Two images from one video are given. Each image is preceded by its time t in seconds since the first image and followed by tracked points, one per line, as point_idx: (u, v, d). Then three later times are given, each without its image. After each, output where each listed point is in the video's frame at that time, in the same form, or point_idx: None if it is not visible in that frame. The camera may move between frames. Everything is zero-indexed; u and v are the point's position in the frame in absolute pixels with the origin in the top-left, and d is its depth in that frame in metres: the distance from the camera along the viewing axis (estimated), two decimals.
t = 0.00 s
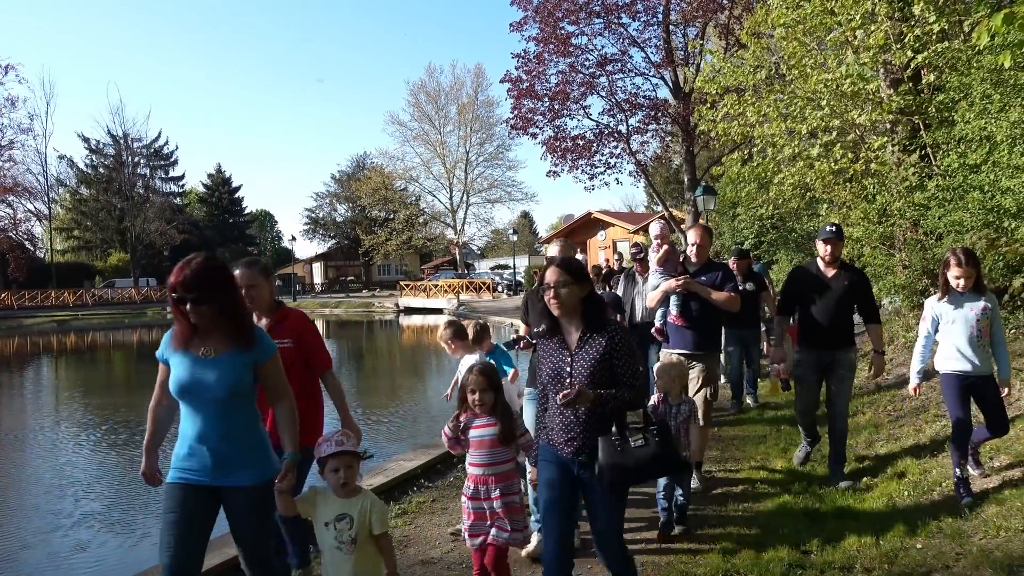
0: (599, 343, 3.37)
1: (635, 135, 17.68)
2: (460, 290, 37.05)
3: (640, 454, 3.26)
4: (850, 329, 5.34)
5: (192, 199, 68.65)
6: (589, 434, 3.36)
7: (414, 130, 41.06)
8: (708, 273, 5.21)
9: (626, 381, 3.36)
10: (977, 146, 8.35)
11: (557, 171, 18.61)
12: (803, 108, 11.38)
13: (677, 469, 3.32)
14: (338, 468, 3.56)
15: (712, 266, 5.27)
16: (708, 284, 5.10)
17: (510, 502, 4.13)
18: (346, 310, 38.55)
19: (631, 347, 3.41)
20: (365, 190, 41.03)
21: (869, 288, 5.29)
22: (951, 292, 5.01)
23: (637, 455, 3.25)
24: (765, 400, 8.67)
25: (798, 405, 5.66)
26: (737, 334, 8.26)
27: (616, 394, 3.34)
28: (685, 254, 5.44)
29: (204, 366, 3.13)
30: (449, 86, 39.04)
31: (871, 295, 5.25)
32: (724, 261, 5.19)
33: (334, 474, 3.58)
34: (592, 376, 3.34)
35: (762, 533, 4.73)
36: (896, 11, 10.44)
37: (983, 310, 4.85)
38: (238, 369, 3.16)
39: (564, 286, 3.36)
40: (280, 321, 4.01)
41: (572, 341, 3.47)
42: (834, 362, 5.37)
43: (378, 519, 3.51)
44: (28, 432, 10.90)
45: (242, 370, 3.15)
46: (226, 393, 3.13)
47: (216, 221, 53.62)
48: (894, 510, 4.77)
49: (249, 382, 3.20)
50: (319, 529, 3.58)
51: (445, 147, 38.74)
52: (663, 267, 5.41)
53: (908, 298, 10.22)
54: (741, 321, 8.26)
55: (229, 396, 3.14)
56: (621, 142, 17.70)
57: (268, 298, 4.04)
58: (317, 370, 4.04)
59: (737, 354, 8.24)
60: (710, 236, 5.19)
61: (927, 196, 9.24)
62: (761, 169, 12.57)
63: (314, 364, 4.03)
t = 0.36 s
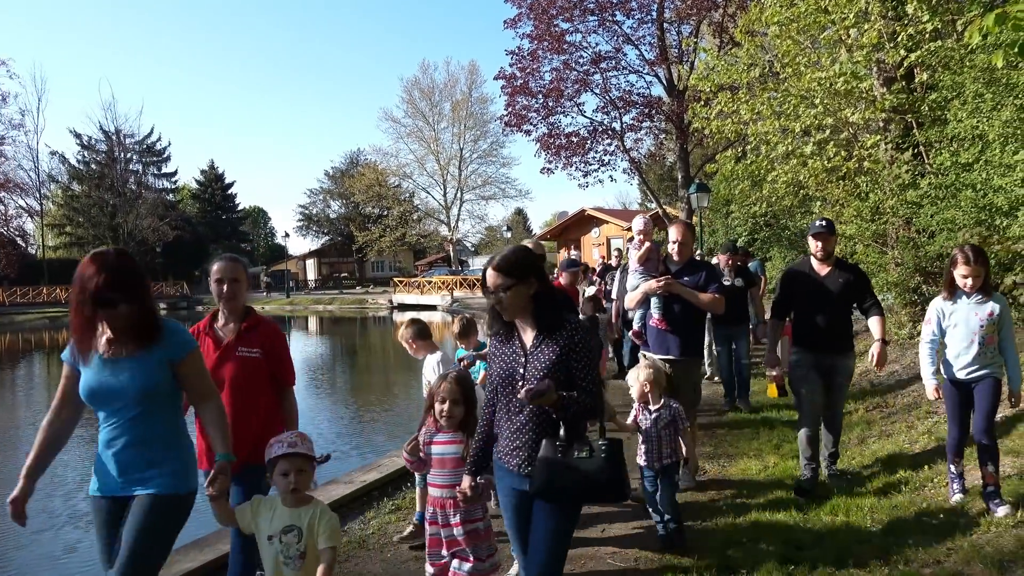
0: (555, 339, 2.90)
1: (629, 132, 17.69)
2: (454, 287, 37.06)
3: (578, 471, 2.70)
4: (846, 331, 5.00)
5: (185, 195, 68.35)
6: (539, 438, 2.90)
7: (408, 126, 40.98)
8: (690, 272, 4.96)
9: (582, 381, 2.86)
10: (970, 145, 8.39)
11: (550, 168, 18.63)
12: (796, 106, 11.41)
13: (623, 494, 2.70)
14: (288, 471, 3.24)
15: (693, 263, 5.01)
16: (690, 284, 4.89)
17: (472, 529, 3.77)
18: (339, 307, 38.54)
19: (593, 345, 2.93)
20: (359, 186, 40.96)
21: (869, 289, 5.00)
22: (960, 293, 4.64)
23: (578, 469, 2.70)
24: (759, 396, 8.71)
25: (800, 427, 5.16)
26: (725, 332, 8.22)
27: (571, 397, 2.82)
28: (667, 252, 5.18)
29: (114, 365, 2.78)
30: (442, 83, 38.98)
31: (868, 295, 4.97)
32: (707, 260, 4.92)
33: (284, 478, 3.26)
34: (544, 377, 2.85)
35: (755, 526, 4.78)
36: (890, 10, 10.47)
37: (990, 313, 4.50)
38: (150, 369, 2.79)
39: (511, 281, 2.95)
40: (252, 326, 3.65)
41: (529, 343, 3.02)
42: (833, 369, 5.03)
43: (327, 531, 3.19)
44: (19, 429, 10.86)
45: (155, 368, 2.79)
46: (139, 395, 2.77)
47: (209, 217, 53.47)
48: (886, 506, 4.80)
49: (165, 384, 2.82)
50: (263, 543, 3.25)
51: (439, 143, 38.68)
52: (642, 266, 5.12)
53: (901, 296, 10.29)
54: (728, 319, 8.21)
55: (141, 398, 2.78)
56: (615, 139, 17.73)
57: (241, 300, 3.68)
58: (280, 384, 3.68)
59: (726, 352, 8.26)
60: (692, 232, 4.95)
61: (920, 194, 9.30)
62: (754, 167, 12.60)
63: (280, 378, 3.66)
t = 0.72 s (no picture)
0: (502, 350, 2.59)
1: (626, 132, 17.69)
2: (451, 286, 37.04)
3: (536, 502, 2.44)
4: (838, 338, 4.82)
5: (181, 192, 68.16)
6: (487, 463, 2.64)
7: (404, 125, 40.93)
8: (674, 271, 4.59)
9: (533, 398, 2.56)
10: (966, 146, 8.39)
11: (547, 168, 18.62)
12: (793, 107, 11.42)
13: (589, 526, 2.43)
14: (185, 491, 2.93)
15: (677, 260, 4.64)
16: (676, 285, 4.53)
17: (407, 561, 3.69)
18: (335, 306, 38.52)
19: (551, 352, 2.59)
20: (355, 185, 40.92)
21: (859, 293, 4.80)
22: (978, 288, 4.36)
23: (535, 501, 2.44)
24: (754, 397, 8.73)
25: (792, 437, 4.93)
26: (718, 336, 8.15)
27: (516, 416, 2.55)
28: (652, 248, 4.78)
29: (2, 389, 2.61)
30: (440, 81, 38.93)
31: (856, 299, 4.77)
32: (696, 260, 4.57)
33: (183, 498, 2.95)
34: (493, 394, 2.58)
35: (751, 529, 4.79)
36: (887, 11, 10.48)
37: (1005, 312, 4.20)
38: (38, 393, 2.59)
39: (446, 288, 2.62)
40: (210, 324, 3.31)
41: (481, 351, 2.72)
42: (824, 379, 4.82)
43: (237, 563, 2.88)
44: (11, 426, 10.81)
45: (44, 392, 2.59)
46: (26, 420, 2.59)
47: (205, 215, 53.35)
48: (881, 509, 4.81)
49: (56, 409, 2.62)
50: None
51: (436, 142, 38.64)
52: (623, 264, 4.83)
53: (897, 298, 10.32)
54: (725, 323, 8.13)
55: (29, 425, 2.59)
56: (612, 139, 17.73)
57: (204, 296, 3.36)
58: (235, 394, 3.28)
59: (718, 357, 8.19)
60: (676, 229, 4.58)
61: (916, 196, 9.33)
62: (751, 168, 12.59)
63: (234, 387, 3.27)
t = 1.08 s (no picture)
0: (419, 373, 2.30)
1: (620, 131, 17.71)
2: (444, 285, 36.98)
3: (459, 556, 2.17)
4: (833, 345, 4.51)
5: (175, 189, 67.93)
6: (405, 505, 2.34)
7: (399, 123, 40.88)
8: (665, 275, 4.54)
9: (454, 429, 2.26)
10: (959, 147, 8.43)
11: (542, 167, 18.63)
12: (787, 107, 11.44)
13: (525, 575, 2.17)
14: (91, 530, 2.62)
15: (669, 264, 4.57)
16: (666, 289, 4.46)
17: None
18: (329, 305, 38.50)
19: (473, 374, 2.30)
20: (349, 183, 40.84)
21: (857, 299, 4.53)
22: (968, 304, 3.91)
23: (458, 554, 2.17)
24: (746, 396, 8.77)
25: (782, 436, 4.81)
26: (711, 338, 8.05)
27: (434, 451, 2.23)
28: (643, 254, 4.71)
29: None
30: (434, 80, 38.87)
31: (855, 304, 4.50)
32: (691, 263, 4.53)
33: (88, 539, 2.65)
34: (404, 428, 2.27)
35: (743, 526, 4.83)
36: (881, 12, 10.51)
37: (999, 327, 3.75)
38: None
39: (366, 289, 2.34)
40: (119, 329, 2.89)
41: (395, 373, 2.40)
42: (816, 389, 4.51)
43: None
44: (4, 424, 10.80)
45: None
46: None
47: (198, 213, 53.19)
48: (873, 508, 4.84)
49: None
50: None
51: (430, 141, 38.59)
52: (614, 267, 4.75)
53: (889, 298, 10.39)
54: (715, 324, 8.09)
55: None
56: (607, 138, 17.74)
57: (114, 300, 2.97)
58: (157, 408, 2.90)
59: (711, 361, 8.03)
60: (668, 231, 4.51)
61: (908, 196, 9.38)
62: (745, 167, 12.61)
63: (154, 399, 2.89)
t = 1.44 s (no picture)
0: (317, 375, 2.01)
1: (611, 132, 17.75)
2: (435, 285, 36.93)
3: None
4: (829, 344, 4.39)
5: (164, 190, 67.61)
6: (285, 536, 1.97)
7: (389, 123, 40.81)
8: (658, 273, 4.35)
9: (357, 442, 2.00)
10: (946, 148, 8.50)
11: (533, 168, 18.65)
12: (776, 108, 11.50)
13: None
14: None
15: (662, 260, 4.42)
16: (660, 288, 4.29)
17: None
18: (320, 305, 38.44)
19: (378, 379, 2.06)
20: (340, 184, 40.76)
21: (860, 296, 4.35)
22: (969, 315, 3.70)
23: None
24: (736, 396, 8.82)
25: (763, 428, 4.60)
26: (689, 341, 7.79)
27: (342, 468, 1.96)
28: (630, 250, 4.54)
29: None
30: (425, 80, 38.82)
31: (854, 302, 4.33)
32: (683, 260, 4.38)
33: None
34: (297, 441, 1.96)
35: (732, 525, 4.88)
36: (869, 14, 10.59)
37: (1003, 344, 3.51)
38: None
39: (267, 276, 2.09)
40: (37, 334, 2.84)
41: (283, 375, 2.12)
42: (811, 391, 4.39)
43: None
44: None
45: None
46: None
47: (188, 213, 52.98)
48: (860, 507, 4.90)
49: None
50: None
51: (421, 141, 38.54)
52: (601, 264, 4.53)
53: (878, 298, 10.47)
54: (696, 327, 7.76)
55: None
56: (597, 139, 17.78)
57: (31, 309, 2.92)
58: (89, 409, 2.88)
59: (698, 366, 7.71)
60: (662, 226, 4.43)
61: (897, 197, 9.45)
62: (735, 168, 12.65)
63: (87, 401, 2.86)
